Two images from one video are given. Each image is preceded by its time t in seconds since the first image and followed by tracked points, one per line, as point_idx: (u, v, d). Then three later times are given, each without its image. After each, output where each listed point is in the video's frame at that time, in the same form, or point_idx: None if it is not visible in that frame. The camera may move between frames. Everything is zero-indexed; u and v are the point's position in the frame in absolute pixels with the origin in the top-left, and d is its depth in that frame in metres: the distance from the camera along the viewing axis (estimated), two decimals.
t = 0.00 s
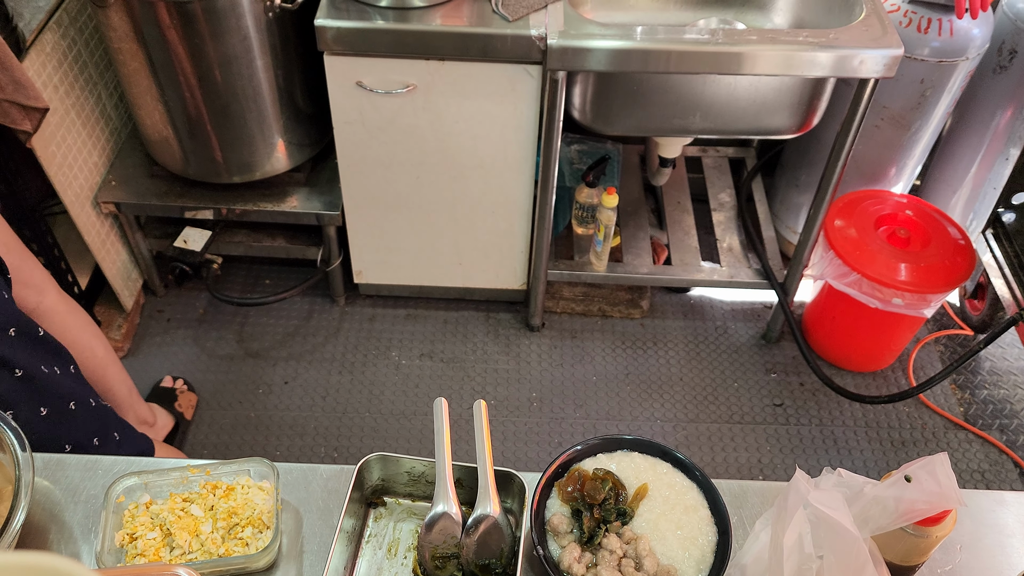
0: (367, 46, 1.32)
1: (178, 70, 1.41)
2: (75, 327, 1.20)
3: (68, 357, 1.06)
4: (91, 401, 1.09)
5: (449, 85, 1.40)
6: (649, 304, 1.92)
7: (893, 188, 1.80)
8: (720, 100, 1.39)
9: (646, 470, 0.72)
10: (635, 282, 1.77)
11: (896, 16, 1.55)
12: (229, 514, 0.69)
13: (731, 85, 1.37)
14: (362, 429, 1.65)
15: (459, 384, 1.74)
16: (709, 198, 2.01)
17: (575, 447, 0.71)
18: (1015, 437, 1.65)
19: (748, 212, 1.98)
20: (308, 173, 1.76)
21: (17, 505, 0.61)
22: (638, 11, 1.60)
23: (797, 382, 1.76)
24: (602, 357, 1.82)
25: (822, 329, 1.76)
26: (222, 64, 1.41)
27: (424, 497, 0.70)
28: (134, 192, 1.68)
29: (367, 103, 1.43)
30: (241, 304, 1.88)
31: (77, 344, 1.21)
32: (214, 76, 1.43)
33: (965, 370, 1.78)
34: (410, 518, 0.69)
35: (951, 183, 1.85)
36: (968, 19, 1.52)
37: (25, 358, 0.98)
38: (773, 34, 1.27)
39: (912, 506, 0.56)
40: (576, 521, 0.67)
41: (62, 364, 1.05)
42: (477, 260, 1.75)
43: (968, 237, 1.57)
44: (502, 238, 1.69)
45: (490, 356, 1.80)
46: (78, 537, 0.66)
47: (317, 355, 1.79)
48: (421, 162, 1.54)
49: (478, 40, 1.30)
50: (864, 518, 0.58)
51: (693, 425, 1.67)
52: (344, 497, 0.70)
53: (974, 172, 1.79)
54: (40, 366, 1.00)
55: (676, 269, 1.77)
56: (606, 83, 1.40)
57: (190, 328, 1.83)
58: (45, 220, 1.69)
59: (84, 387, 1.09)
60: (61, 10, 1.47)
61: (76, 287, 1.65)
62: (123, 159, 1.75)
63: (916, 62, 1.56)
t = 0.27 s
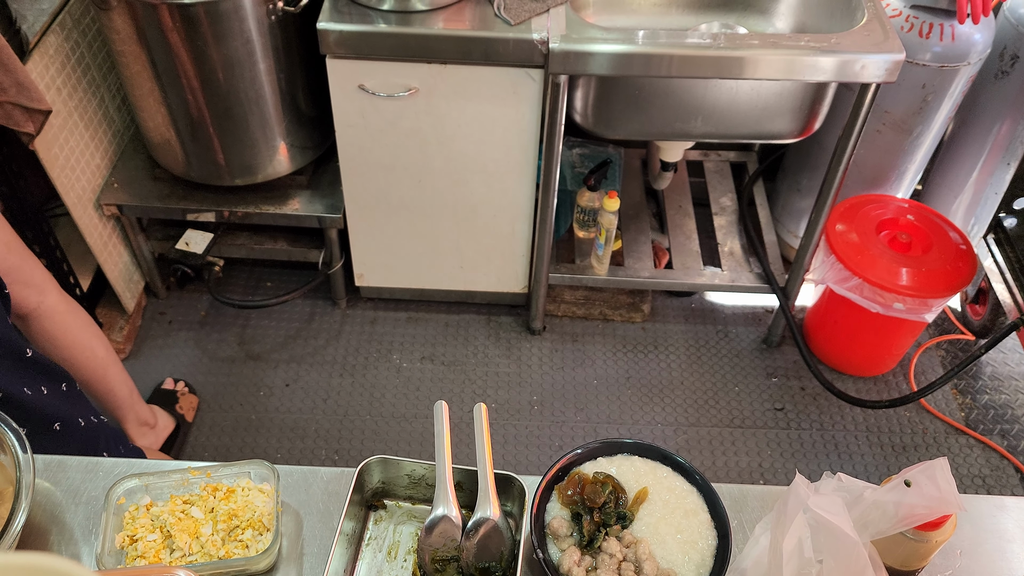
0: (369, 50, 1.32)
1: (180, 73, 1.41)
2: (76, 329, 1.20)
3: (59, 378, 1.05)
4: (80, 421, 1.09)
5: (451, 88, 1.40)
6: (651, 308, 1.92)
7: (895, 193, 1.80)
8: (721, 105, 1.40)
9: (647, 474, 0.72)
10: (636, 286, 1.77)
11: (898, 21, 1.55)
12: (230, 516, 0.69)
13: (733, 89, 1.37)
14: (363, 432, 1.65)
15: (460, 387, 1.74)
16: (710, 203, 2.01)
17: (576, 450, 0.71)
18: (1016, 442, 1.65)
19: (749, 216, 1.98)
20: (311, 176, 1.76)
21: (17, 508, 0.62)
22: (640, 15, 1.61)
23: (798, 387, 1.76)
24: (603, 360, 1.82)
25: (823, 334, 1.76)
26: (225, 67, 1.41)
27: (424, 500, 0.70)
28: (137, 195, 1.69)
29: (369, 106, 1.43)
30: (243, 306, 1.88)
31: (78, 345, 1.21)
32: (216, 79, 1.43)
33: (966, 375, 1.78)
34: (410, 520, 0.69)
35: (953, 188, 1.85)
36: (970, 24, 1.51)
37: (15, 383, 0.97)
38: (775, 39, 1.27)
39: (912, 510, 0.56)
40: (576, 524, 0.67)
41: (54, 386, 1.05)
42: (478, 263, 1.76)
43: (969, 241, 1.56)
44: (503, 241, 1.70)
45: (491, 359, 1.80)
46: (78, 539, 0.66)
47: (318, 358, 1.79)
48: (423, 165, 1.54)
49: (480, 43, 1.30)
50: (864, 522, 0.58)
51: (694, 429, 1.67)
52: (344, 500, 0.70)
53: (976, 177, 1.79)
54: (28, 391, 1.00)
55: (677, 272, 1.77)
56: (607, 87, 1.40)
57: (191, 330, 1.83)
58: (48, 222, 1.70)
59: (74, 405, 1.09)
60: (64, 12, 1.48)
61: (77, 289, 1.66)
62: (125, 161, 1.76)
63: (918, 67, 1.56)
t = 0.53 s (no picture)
0: (373, 53, 1.32)
1: (185, 75, 1.42)
2: (81, 330, 1.20)
3: (61, 387, 1.05)
4: (84, 430, 1.09)
5: (454, 91, 1.40)
6: (653, 311, 1.93)
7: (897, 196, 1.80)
8: (724, 108, 1.40)
9: (650, 475, 0.72)
10: (639, 289, 1.78)
11: (900, 25, 1.55)
12: (238, 516, 0.69)
13: (735, 92, 1.38)
14: (366, 434, 1.65)
15: (463, 389, 1.75)
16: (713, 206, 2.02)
17: (580, 451, 0.72)
18: (1018, 445, 1.65)
19: (752, 220, 1.98)
20: (314, 178, 1.77)
21: (26, 507, 0.62)
22: (643, 19, 1.61)
23: (800, 390, 1.76)
24: (605, 362, 1.82)
25: (826, 337, 1.76)
26: (230, 70, 1.42)
27: (429, 501, 0.70)
28: (141, 197, 1.69)
29: (373, 109, 1.44)
30: (247, 309, 1.89)
31: (83, 346, 1.22)
32: (221, 82, 1.43)
33: (969, 379, 1.78)
34: (415, 521, 0.69)
35: (955, 191, 1.85)
36: (972, 28, 1.52)
37: (14, 395, 0.97)
38: (777, 43, 1.28)
39: (915, 511, 0.57)
40: (581, 525, 0.67)
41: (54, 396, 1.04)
42: (481, 266, 1.76)
43: (972, 245, 1.57)
44: (506, 244, 1.70)
45: (494, 362, 1.81)
46: (85, 538, 0.67)
47: (322, 360, 1.79)
48: (426, 168, 1.55)
49: (484, 47, 1.31)
50: (866, 523, 0.59)
51: (697, 432, 1.67)
52: (350, 500, 0.70)
53: (978, 180, 1.79)
54: (29, 401, 1.00)
55: (680, 275, 1.78)
56: (610, 90, 1.40)
57: (195, 332, 1.84)
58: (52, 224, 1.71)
59: (78, 414, 1.09)
60: (69, 15, 1.48)
61: (82, 291, 1.66)
62: (130, 164, 1.76)
63: (920, 71, 1.56)
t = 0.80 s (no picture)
0: (377, 54, 1.33)
1: (190, 77, 1.42)
2: (87, 330, 1.21)
3: (73, 382, 1.06)
4: (95, 425, 1.09)
5: (459, 93, 1.41)
6: (657, 312, 1.93)
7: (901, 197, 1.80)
8: (728, 109, 1.40)
9: (654, 472, 0.73)
10: (642, 290, 1.78)
11: (904, 25, 1.55)
12: (243, 512, 0.70)
13: (739, 93, 1.38)
14: (370, 434, 1.66)
15: (467, 389, 1.75)
16: (717, 207, 2.02)
17: (583, 449, 0.72)
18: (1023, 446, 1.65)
19: (756, 221, 1.98)
20: (319, 180, 1.77)
21: (34, 504, 0.62)
22: (646, 20, 1.62)
23: (804, 390, 1.77)
24: (609, 363, 1.82)
25: (829, 338, 1.76)
26: (235, 71, 1.42)
27: (434, 498, 0.71)
28: (146, 198, 1.70)
29: (378, 110, 1.44)
30: (251, 309, 1.89)
31: (90, 347, 1.22)
32: (226, 83, 1.44)
33: (973, 379, 1.78)
34: (420, 518, 0.70)
35: (959, 192, 1.85)
36: (976, 29, 1.52)
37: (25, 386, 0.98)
38: (781, 44, 1.28)
39: (917, 507, 0.57)
40: (584, 521, 0.68)
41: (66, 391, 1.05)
42: (485, 267, 1.77)
43: (976, 245, 1.57)
44: (510, 245, 1.70)
45: (498, 362, 1.81)
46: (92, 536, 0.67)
47: (326, 360, 1.80)
48: (430, 169, 1.55)
49: (488, 48, 1.31)
50: (869, 519, 0.59)
51: (700, 432, 1.67)
52: (355, 497, 0.70)
53: (982, 181, 1.79)
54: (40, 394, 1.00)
55: (684, 276, 1.78)
56: (614, 91, 1.41)
57: (200, 333, 1.85)
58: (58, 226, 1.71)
59: (90, 409, 1.09)
60: (76, 17, 1.49)
61: (88, 291, 1.67)
62: (135, 165, 1.77)
63: (924, 72, 1.56)
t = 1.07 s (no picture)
0: (379, 56, 1.34)
1: (193, 79, 1.43)
2: (90, 331, 1.22)
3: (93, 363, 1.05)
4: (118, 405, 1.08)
5: (460, 94, 1.42)
6: (659, 312, 1.93)
7: (903, 197, 1.80)
8: (728, 110, 1.41)
9: (651, 472, 0.73)
10: (644, 290, 1.78)
11: (905, 26, 1.55)
12: (244, 511, 0.70)
13: (739, 94, 1.38)
14: (373, 435, 1.66)
15: (469, 390, 1.75)
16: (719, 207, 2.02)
17: (581, 449, 0.72)
18: None
19: (757, 221, 1.99)
20: (321, 181, 1.78)
21: (37, 502, 0.63)
22: (648, 21, 1.62)
23: (806, 391, 1.77)
24: (611, 364, 1.83)
25: (831, 338, 1.76)
26: (237, 73, 1.43)
27: (433, 497, 0.71)
28: (150, 200, 1.71)
29: (379, 111, 1.45)
30: (254, 310, 1.90)
31: (93, 348, 1.23)
32: (229, 85, 1.45)
33: (975, 380, 1.78)
34: (419, 517, 0.70)
35: (961, 192, 1.85)
36: (977, 29, 1.52)
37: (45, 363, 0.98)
38: (781, 44, 1.28)
39: (911, 507, 0.57)
40: (581, 521, 0.68)
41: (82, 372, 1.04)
42: (487, 267, 1.77)
43: (977, 245, 1.57)
44: (512, 246, 1.71)
45: (500, 363, 1.82)
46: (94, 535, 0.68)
47: (328, 361, 1.81)
48: (432, 170, 1.56)
49: (489, 50, 1.32)
50: (864, 519, 0.59)
51: (702, 432, 1.68)
52: (354, 497, 0.71)
53: (984, 181, 1.79)
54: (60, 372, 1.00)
55: (685, 277, 1.78)
56: (615, 93, 1.41)
57: (203, 334, 1.85)
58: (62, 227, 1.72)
59: (111, 390, 1.08)
60: (79, 20, 1.50)
61: (92, 292, 1.68)
62: (139, 167, 1.78)
63: (924, 72, 1.56)
